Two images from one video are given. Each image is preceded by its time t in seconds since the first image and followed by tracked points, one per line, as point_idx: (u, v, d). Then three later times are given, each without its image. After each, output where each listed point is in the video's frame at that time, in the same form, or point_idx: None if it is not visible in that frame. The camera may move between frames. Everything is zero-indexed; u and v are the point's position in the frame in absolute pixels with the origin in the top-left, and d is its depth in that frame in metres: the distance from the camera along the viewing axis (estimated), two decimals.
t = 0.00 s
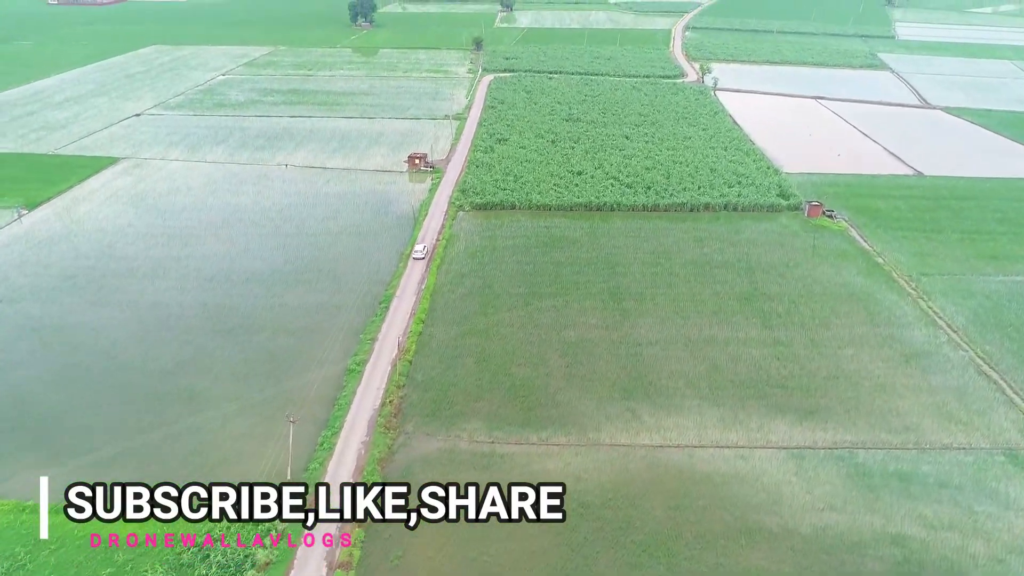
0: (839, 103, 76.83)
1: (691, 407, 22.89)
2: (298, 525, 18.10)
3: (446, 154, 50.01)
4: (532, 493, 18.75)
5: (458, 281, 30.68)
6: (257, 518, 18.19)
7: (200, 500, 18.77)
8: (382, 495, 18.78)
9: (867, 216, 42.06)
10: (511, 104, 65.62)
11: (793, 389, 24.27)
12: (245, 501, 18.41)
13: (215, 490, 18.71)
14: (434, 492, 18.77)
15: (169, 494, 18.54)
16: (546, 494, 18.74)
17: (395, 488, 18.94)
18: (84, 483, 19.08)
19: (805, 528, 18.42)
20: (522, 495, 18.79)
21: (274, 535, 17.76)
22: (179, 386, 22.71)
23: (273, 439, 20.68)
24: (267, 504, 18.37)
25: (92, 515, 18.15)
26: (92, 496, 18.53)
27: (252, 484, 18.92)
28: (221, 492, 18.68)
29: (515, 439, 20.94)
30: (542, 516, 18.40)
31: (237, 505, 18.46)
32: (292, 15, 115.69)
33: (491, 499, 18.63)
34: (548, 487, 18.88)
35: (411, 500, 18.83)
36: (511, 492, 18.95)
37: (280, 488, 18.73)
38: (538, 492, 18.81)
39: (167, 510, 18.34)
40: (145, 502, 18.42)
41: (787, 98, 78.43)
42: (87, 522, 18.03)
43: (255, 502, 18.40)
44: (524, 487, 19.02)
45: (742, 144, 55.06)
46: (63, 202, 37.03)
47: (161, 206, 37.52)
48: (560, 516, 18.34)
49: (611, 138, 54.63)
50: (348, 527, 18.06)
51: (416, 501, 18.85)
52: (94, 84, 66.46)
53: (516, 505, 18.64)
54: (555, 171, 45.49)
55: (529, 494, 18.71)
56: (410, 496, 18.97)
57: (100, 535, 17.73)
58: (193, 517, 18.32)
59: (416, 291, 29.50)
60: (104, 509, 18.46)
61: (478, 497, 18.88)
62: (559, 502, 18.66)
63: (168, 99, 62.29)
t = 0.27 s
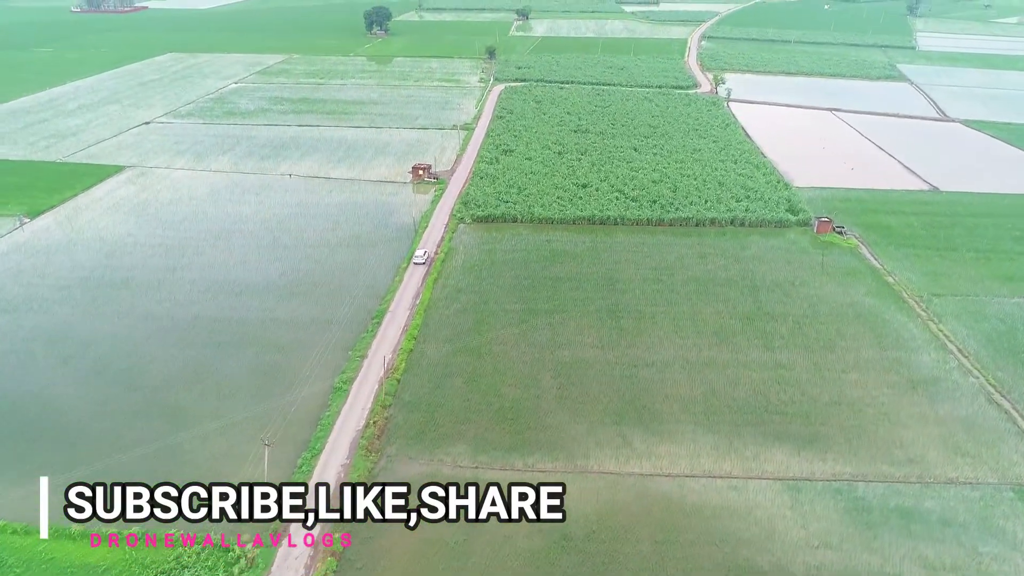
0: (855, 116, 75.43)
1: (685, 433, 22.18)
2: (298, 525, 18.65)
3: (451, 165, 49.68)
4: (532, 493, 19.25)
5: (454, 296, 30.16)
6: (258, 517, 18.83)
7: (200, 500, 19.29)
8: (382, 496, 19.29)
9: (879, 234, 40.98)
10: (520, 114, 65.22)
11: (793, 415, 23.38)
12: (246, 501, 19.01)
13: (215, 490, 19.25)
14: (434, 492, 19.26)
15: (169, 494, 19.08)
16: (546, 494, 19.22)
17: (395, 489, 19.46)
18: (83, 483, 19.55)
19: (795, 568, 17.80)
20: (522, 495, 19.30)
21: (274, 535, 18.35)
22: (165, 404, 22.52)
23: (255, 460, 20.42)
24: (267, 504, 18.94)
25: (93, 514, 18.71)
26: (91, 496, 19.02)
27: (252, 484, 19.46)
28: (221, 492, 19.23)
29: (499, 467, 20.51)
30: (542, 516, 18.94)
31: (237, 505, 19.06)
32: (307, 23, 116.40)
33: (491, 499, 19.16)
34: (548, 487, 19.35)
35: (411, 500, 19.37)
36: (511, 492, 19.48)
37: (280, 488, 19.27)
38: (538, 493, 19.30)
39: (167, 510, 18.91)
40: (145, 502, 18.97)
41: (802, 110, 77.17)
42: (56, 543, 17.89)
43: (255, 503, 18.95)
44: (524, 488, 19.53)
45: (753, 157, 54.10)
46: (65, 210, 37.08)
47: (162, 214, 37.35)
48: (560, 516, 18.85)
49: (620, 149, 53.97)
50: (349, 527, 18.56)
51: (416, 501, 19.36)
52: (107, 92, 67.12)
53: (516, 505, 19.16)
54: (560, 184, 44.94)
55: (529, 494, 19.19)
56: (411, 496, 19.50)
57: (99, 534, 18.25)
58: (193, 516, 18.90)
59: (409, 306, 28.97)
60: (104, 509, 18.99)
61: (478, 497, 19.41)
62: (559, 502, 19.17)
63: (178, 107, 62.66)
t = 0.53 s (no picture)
0: (873, 129, 73.91)
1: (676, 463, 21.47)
2: (298, 525, 19.02)
3: (456, 176, 49.34)
4: (532, 493, 19.61)
5: (448, 313, 29.59)
6: (257, 517, 19.26)
7: (200, 500, 19.93)
8: (382, 496, 19.62)
9: (891, 252, 39.83)
10: (529, 125, 64.80)
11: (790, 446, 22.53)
12: (246, 502, 19.46)
13: (215, 491, 19.83)
14: (434, 492, 19.61)
15: (169, 494, 19.71)
16: (546, 494, 19.57)
17: (396, 489, 19.81)
18: (83, 483, 20.19)
19: None
20: (522, 495, 19.67)
21: (274, 535, 18.77)
22: (149, 424, 22.48)
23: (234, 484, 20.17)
24: (267, 504, 19.36)
25: (93, 515, 19.42)
26: (91, 496, 19.67)
27: (251, 485, 19.96)
28: (222, 492, 19.79)
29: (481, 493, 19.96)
30: (542, 516, 19.30)
31: (236, 506, 19.59)
32: (323, 32, 117.14)
33: (491, 500, 19.51)
34: (548, 487, 19.72)
35: (411, 500, 19.72)
36: (512, 493, 19.85)
37: (280, 489, 19.68)
38: (538, 493, 19.66)
39: (167, 510, 19.58)
40: (145, 502, 19.68)
41: (818, 122, 75.82)
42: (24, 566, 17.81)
43: (255, 503, 19.39)
44: (525, 488, 19.90)
45: (764, 171, 53.04)
46: (66, 220, 37.17)
47: (161, 225, 37.18)
48: (560, 517, 19.24)
49: (628, 162, 53.26)
50: (349, 528, 18.97)
51: (416, 501, 19.71)
52: (121, 100, 67.86)
53: (516, 505, 19.54)
54: (564, 197, 44.34)
55: (530, 494, 19.58)
56: (410, 496, 19.86)
57: (100, 535, 19.04)
58: (193, 516, 19.58)
59: (401, 323, 28.44)
60: (104, 509, 19.71)
61: (478, 497, 19.76)
62: (559, 502, 19.53)
63: (189, 116, 63.08)
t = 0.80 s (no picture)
0: (889, 141, 72.40)
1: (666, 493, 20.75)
2: (298, 525, 19.42)
3: (461, 187, 49.02)
4: (532, 493, 20.05)
5: (442, 330, 29.00)
6: (258, 517, 19.67)
7: (200, 500, 20.35)
8: (382, 496, 20.03)
9: (903, 271, 38.70)
10: (538, 135, 64.37)
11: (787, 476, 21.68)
12: (246, 501, 19.88)
13: (215, 491, 20.25)
14: (434, 492, 20.01)
15: (169, 494, 20.14)
16: (546, 494, 20.00)
17: (395, 489, 20.22)
18: (85, 483, 20.69)
19: None
20: (522, 495, 20.11)
21: (274, 535, 19.17)
22: (133, 441, 22.34)
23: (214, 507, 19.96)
24: (267, 504, 19.78)
25: (93, 515, 19.91)
26: (91, 496, 20.18)
27: (251, 485, 20.37)
28: (221, 492, 20.21)
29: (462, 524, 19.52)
30: (542, 516, 19.71)
31: (236, 505, 20.00)
32: (338, 40, 117.86)
33: (491, 500, 19.91)
34: (548, 488, 20.15)
35: (411, 500, 20.11)
36: (512, 493, 20.29)
37: (279, 488, 20.09)
38: (538, 493, 20.11)
39: (167, 510, 19.99)
40: (145, 502, 20.10)
41: (833, 134, 74.50)
42: None
43: (256, 503, 19.80)
44: (525, 489, 20.36)
45: (775, 184, 52.06)
46: (67, 228, 37.28)
47: (160, 235, 37.07)
48: (560, 516, 19.64)
49: (635, 174, 52.61)
50: (349, 527, 19.37)
51: (416, 501, 20.10)
52: (135, 107, 68.55)
53: (516, 505, 19.95)
54: (568, 209, 43.79)
55: (530, 494, 20.02)
56: (410, 496, 20.25)
57: (100, 535, 19.52)
58: (193, 516, 19.96)
59: (393, 341, 27.88)
60: (104, 508, 20.19)
61: (478, 497, 20.17)
62: (559, 502, 19.92)
63: (200, 123, 63.50)
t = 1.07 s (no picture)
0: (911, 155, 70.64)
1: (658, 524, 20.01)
2: (299, 524, 19.80)
3: (469, 198, 48.68)
4: (533, 493, 20.45)
5: (438, 346, 28.52)
6: (258, 517, 20.01)
7: (199, 500, 20.59)
8: (382, 496, 20.41)
9: (920, 290, 37.45)
10: (550, 146, 63.88)
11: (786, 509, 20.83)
12: (246, 502, 20.20)
13: (215, 491, 20.52)
14: (434, 493, 20.37)
15: (169, 494, 20.36)
16: (545, 494, 20.39)
17: (396, 489, 20.62)
18: (84, 483, 20.89)
19: None
20: (522, 495, 20.50)
21: (275, 535, 19.52)
22: (121, 456, 22.20)
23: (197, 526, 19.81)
24: (267, 504, 20.13)
25: (93, 515, 20.13)
26: (91, 496, 20.37)
27: (251, 485, 20.69)
28: (222, 492, 20.48)
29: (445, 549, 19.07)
30: (542, 515, 20.10)
31: (236, 505, 20.30)
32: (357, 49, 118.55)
33: (491, 500, 20.30)
34: (548, 488, 20.54)
35: (411, 500, 20.49)
36: (512, 493, 20.69)
37: (280, 489, 20.46)
38: (538, 493, 20.51)
39: (167, 510, 20.23)
40: (145, 502, 20.32)
41: (853, 146, 72.90)
42: None
43: (256, 503, 20.13)
44: (525, 488, 20.75)
45: (790, 198, 50.92)
46: (74, 236, 37.51)
47: (164, 244, 37.15)
48: (560, 516, 20.03)
49: (646, 187, 51.87)
50: (349, 527, 19.73)
51: (416, 501, 20.47)
52: (152, 114, 69.32)
53: (516, 505, 20.33)
54: (576, 222, 43.23)
55: (530, 494, 20.43)
56: (410, 496, 20.62)
57: (100, 535, 19.73)
58: (193, 516, 20.20)
59: (386, 358, 27.39)
60: (104, 508, 20.41)
61: (478, 497, 20.54)
62: (559, 502, 20.32)
63: (214, 131, 63.95)
